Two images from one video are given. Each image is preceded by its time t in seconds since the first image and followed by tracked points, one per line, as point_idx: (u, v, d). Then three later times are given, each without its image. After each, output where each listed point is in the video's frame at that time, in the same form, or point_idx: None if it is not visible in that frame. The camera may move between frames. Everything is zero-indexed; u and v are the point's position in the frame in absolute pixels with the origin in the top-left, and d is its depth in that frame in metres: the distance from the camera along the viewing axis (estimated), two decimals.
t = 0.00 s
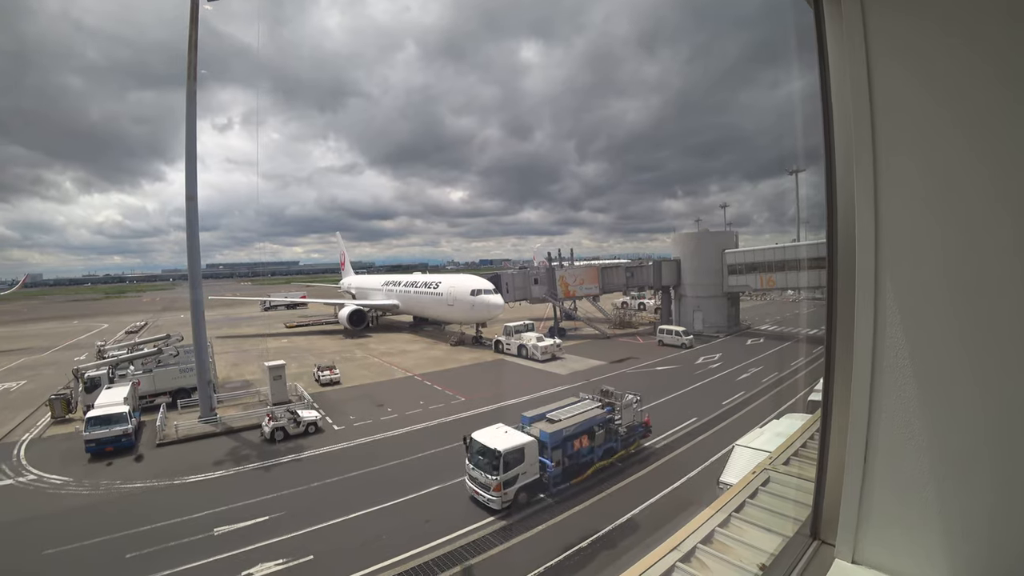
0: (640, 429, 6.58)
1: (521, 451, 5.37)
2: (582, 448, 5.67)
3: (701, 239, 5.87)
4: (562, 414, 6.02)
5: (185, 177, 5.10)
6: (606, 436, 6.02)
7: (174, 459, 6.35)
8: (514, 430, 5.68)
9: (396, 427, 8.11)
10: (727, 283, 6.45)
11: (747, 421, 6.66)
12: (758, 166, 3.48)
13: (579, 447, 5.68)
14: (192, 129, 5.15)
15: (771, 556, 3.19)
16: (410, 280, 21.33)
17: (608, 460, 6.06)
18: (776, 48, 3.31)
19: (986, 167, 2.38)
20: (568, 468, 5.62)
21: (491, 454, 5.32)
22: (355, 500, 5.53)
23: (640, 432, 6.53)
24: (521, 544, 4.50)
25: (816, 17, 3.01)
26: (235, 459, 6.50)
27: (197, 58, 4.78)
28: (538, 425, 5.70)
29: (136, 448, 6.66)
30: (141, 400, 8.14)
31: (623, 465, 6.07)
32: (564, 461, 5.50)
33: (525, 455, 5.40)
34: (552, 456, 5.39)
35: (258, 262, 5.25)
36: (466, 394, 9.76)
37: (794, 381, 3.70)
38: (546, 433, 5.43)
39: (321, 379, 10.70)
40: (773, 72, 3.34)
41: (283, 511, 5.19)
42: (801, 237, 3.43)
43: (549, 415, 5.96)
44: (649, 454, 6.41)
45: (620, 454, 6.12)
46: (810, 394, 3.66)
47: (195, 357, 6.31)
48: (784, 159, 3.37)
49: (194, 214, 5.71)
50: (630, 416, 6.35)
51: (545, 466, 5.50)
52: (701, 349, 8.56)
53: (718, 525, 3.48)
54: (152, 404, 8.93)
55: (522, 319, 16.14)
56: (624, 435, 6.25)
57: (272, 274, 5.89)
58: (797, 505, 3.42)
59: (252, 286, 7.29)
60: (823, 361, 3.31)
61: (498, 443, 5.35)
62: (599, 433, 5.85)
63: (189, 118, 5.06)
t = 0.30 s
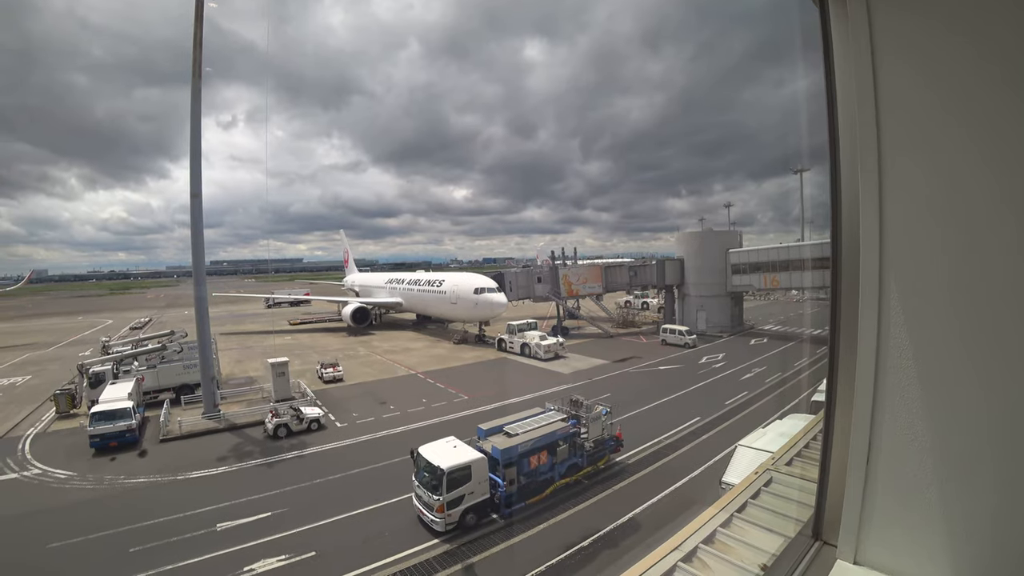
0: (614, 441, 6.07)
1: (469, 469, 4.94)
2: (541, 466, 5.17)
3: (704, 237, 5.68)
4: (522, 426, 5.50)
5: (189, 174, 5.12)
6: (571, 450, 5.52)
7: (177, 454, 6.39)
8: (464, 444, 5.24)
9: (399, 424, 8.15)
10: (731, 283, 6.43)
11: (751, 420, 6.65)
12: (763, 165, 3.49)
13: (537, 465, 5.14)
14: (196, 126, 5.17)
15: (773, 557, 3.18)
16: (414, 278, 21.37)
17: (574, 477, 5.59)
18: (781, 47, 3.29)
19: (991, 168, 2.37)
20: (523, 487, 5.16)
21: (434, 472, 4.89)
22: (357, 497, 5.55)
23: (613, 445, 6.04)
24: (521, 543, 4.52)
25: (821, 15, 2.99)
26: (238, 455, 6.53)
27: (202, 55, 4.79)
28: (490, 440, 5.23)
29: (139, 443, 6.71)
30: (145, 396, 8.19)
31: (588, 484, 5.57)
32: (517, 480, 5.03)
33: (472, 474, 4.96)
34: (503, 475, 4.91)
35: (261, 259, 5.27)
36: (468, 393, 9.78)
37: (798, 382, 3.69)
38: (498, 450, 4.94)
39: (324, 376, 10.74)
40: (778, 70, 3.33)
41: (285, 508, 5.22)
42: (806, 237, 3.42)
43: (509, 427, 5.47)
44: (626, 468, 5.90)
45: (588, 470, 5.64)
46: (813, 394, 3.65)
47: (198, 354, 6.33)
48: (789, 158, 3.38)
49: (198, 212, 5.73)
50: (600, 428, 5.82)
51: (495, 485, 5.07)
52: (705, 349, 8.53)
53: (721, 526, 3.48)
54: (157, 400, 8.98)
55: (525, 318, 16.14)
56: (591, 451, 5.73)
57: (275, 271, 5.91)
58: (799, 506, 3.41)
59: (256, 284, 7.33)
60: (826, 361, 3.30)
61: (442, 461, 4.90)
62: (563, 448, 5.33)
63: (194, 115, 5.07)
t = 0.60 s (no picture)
0: (573, 459, 5.68)
1: (400, 488, 4.63)
2: (488, 486, 4.73)
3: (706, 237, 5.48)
4: (470, 441, 5.07)
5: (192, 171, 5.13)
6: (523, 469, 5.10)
7: (177, 451, 6.42)
8: (401, 461, 4.95)
9: (398, 423, 8.15)
10: (731, 285, 6.42)
11: (750, 423, 6.66)
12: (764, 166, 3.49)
13: (482, 485, 4.68)
14: (199, 123, 5.17)
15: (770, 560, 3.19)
16: (415, 277, 21.39)
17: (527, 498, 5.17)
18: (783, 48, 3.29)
19: (993, 171, 2.36)
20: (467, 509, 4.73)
21: (364, 490, 4.65)
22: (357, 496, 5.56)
23: (572, 463, 5.64)
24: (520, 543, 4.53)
25: (824, 17, 2.98)
26: (237, 452, 6.54)
27: (206, 53, 4.80)
28: (432, 457, 4.80)
29: (139, 439, 6.72)
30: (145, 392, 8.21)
31: (542, 506, 5.15)
32: (459, 501, 4.59)
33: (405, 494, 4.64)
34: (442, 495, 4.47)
35: (262, 257, 5.28)
36: (468, 392, 9.77)
37: (797, 386, 3.69)
38: (436, 468, 4.51)
39: (324, 374, 10.76)
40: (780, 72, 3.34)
41: (283, 505, 5.22)
42: (807, 239, 3.43)
43: (455, 441, 5.04)
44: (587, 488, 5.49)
45: (542, 490, 5.22)
46: (813, 397, 3.66)
47: (200, 350, 6.33)
48: (791, 160, 3.40)
49: (200, 210, 5.74)
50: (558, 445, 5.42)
51: (434, 506, 4.64)
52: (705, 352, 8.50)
53: (719, 528, 3.49)
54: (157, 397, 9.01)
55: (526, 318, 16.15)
56: (546, 470, 5.35)
57: (277, 269, 5.91)
58: (798, 508, 3.43)
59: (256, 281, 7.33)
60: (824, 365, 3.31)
61: (373, 479, 4.63)
62: (515, 466, 4.92)
63: (197, 112, 5.08)
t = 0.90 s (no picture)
0: (524, 477, 5.31)
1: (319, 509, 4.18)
2: (421, 507, 4.42)
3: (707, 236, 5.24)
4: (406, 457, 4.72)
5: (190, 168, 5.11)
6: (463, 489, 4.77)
7: (174, 448, 6.41)
8: (326, 478, 4.52)
9: (395, 422, 8.15)
10: (728, 286, 6.44)
11: (746, 424, 6.69)
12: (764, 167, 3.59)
13: (413, 506, 4.36)
14: (198, 119, 5.16)
15: (764, 561, 3.20)
16: (413, 276, 21.38)
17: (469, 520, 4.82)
18: (782, 51, 3.30)
19: (992, 174, 2.37)
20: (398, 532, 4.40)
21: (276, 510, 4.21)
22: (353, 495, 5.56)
23: (523, 482, 5.28)
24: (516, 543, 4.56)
25: (823, 20, 2.98)
26: (233, 450, 6.53)
27: (206, 49, 4.79)
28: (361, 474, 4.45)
29: (134, 437, 6.70)
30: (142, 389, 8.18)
31: (482, 530, 4.79)
32: (387, 524, 4.28)
33: (323, 517, 4.21)
34: (366, 517, 4.14)
35: (260, 255, 5.27)
36: (465, 392, 9.77)
37: (792, 388, 3.72)
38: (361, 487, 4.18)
39: (321, 372, 10.74)
40: (780, 75, 3.34)
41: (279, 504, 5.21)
42: (805, 242, 3.46)
43: (390, 457, 4.68)
44: (543, 507, 5.14)
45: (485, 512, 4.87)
46: (809, 400, 3.67)
47: (197, 348, 6.32)
48: (789, 164, 3.42)
49: (198, 207, 5.73)
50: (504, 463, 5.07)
51: (359, 530, 4.29)
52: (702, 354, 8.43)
53: (714, 530, 3.49)
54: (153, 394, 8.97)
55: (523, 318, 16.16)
56: (490, 490, 4.98)
57: (274, 266, 5.90)
58: (793, 510, 3.44)
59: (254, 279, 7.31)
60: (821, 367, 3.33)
61: (288, 500, 4.15)
62: (453, 485, 4.61)
63: (196, 109, 5.06)
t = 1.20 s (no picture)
0: (463, 498, 4.92)
1: (217, 535, 3.88)
2: (337, 533, 4.07)
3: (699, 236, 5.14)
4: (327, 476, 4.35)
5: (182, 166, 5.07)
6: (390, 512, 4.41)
7: (164, 449, 6.36)
8: (232, 499, 4.18)
9: (389, 422, 8.13)
10: (720, 287, 6.47)
11: (737, 425, 6.73)
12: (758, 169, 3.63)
13: (326, 533, 4.00)
14: (190, 118, 5.12)
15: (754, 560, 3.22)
16: (406, 276, 21.32)
17: (396, 546, 4.48)
18: (774, 54, 3.32)
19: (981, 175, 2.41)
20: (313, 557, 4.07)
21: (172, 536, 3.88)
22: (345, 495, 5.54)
23: (461, 504, 4.89)
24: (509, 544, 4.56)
25: (813, 24, 3.01)
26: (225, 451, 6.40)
27: (198, 47, 4.75)
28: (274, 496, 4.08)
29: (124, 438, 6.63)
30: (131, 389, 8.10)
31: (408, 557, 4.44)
32: (299, 551, 3.95)
33: (222, 543, 3.89)
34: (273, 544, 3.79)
35: (252, 254, 5.23)
36: (458, 392, 9.75)
37: (782, 390, 3.75)
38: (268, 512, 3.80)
39: (314, 373, 10.68)
40: (772, 79, 3.37)
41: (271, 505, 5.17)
42: (796, 243, 3.50)
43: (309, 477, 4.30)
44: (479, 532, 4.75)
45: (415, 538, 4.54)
46: (799, 401, 3.70)
47: (189, 347, 6.26)
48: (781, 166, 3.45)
49: (190, 206, 5.69)
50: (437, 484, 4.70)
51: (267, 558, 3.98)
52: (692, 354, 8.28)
53: (706, 529, 3.50)
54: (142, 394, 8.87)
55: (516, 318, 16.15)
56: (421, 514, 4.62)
57: (267, 266, 5.86)
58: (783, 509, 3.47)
59: (247, 279, 7.26)
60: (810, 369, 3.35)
61: (184, 525, 3.87)
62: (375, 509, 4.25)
63: (188, 108, 5.03)
